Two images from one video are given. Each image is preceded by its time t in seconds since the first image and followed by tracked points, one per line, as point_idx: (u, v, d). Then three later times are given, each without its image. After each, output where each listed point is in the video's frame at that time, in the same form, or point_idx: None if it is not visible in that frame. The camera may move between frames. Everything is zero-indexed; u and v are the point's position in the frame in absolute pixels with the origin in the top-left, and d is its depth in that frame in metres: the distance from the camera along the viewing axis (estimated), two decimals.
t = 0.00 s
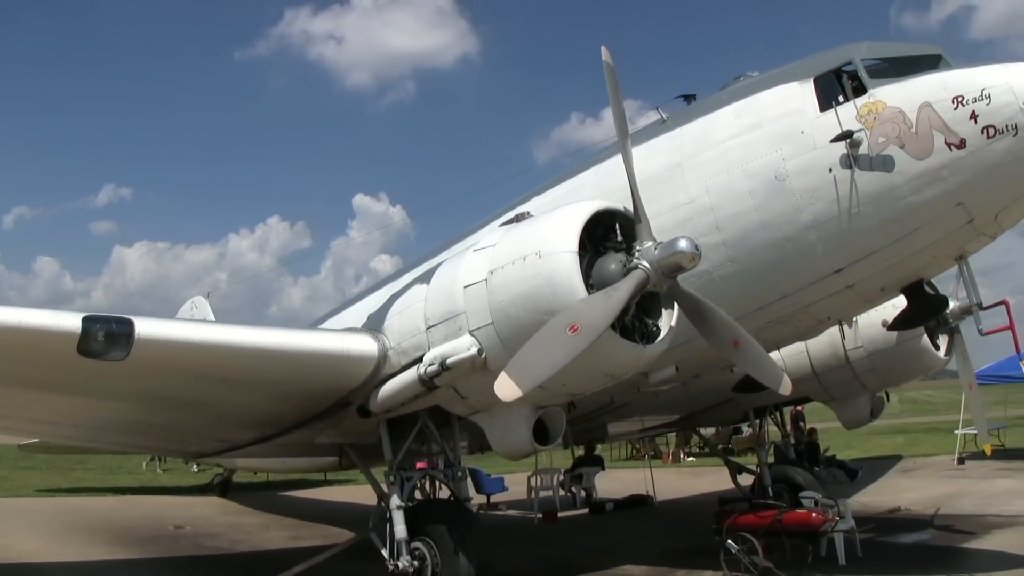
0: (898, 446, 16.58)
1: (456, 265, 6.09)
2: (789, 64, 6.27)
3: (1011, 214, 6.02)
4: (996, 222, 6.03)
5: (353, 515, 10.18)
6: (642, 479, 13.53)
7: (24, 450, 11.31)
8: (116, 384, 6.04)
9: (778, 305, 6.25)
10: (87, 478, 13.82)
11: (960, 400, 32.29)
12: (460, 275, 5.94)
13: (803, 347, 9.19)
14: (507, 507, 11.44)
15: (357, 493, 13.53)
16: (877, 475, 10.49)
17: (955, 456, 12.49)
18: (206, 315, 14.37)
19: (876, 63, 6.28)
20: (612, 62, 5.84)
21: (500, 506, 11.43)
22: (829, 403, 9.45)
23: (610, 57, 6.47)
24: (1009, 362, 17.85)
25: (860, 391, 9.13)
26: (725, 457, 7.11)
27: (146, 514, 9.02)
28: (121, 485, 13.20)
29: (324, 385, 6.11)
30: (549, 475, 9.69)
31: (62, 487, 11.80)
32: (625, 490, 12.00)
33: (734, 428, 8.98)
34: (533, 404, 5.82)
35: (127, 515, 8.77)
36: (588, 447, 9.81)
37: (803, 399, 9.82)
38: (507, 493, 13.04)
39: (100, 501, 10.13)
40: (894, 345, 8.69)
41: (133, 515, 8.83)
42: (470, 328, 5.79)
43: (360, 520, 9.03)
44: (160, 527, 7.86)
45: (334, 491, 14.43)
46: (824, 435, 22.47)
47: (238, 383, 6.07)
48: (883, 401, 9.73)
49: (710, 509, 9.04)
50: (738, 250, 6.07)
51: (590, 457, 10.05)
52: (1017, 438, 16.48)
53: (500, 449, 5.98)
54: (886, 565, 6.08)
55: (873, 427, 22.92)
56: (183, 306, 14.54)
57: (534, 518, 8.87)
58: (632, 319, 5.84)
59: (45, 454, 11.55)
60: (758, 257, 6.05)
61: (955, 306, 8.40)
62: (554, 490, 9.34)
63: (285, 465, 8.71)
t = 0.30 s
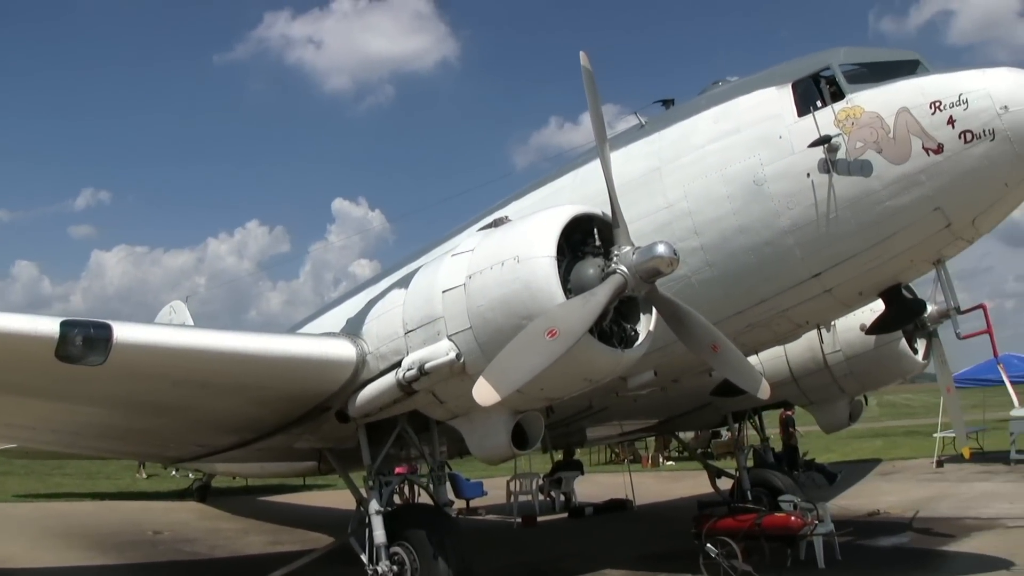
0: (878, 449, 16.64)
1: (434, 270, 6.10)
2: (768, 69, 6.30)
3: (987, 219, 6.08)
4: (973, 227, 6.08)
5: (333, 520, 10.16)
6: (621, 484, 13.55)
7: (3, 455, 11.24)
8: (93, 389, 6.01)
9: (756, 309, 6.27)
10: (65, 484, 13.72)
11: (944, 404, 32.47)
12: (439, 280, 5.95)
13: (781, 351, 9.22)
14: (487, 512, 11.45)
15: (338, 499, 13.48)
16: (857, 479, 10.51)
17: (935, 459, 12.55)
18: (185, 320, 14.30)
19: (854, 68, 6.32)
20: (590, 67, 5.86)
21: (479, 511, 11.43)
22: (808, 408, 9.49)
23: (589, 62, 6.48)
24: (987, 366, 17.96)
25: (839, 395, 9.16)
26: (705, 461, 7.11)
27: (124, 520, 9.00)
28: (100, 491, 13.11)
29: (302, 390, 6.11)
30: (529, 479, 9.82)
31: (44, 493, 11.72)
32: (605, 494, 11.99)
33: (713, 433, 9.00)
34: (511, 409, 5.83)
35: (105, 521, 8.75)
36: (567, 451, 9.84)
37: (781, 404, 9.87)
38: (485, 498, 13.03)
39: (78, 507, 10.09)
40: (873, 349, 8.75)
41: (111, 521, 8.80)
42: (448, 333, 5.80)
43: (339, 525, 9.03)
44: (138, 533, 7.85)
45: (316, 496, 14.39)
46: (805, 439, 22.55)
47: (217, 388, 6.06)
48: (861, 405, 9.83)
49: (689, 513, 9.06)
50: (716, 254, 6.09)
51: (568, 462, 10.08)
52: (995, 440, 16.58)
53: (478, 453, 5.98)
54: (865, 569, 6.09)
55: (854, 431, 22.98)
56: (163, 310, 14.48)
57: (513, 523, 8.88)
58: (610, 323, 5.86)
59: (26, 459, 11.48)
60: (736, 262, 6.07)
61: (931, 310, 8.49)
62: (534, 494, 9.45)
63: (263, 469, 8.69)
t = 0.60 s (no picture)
0: (858, 455, 16.70)
1: (416, 274, 6.10)
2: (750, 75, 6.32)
3: (968, 226, 6.11)
4: (954, 233, 6.11)
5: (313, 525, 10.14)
6: (602, 489, 13.57)
7: None
8: (74, 392, 5.99)
9: (738, 315, 6.28)
10: (45, 488, 13.64)
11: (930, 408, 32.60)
12: (420, 284, 5.95)
13: (762, 357, 9.24)
14: (468, 516, 11.47)
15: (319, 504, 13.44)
16: (839, 484, 10.55)
17: (915, 465, 12.61)
18: (166, 323, 14.24)
19: (837, 75, 6.35)
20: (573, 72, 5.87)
21: (460, 516, 11.44)
22: (790, 413, 9.52)
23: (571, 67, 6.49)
24: (967, 373, 18.08)
25: (820, 400, 9.19)
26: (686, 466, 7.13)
27: (104, 524, 8.97)
28: (80, 495, 13.02)
29: (283, 394, 6.10)
30: (509, 484, 9.86)
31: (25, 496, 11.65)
32: (585, 499, 11.99)
33: (694, 438, 9.02)
34: (492, 414, 5.83)
35: (85, 525, 8.72)
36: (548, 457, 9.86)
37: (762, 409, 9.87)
38: (468, 502, 13.03)
39: (58, 511, 10.04)
40: (854, 355, 8.79)
41: (91, 525, 8.77)
42: (430, 338, 5.80)
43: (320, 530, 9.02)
44: (119, 537, 7.84)
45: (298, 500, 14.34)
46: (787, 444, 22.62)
47: (198, 392, 6.04)
48: (842, 410, 9.87)
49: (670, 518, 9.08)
50: (697, 260, 6.10)
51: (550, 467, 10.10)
52: (976, 446, 16.67)
53: (459, 458, 5.99)
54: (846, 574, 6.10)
55: (836, 437, 23.05)
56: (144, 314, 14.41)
57: (494, 527, 8.89)
58: (592, 329, 5.87)
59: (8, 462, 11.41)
60: (718, 268, 6.09)
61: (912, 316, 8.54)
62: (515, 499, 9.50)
63: (244, 474, 8.69)
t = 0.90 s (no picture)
0: (836, 459, 16.79)
1: (393, 278, 6.10)
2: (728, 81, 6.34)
3: (944, 231, 6.15)
4: (930, 239, 6.15)
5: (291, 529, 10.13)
6: (579, 493, 13.60)
7: None
8: (49, 395, 5.96)
9: (714, 320, 6.30)
10: (23, 492, 13.57)
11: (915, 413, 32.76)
12: (397, 288, 5.95)
13: (739, 362, 9.26)
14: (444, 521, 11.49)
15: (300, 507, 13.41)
16: (816, 489, 10.59)
17: (892, 469, 12.68)
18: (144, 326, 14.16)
19: (815, 80, 6.37)
20: (551, 77, 5.89)
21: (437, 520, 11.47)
22: (767, 417, 9.55)
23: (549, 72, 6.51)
24: (944, 377, 18.19)
25: (797, 405, 9.21)
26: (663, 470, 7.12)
27: (81, 528, 8.95)
28: (58, 499, 12.95)
29: (260, 397, 6.10)
30: (486, 488, 9.87)
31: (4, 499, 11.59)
32: (563, 503, 12.02)
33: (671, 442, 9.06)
34: (468, 418, 5.84)
35: (61, 528, 8.70)
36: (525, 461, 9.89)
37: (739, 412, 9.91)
38: (445, 507, 13.05)
39: (35, 514, 10.00)
40: (830, 360, 8.79)
41: (67, 528, 8.75)
42: (406, 341, 5.80)
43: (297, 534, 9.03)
44: (95, 540, 7.83)
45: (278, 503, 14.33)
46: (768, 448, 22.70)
47: (174, 395, 6.03)
48: (819, 414, 9.93)
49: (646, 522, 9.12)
50: (674, 265, 6.12)
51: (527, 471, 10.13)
52: (953, 451, 16.78)
53: (436, 462, 5.99)
54: None
55: (817, 441, 23.15)
56: (121, 317, 14.33)
57: (471, 531, 8.90)
58: (568, 333, 5.88)
59: None
60: (695, 272, 6.11)
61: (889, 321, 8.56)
62: (491, 503, 9.51)
63: (219, 477, 8.67)
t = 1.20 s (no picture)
0: (807, 463, 16.90)
1: (364, 280, 6.11)
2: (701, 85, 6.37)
3: (915, 237, 6.19)
4: (901, 245, 6.19)
5: (262, 531, 10.12)
6: (548, 495, 13.63)
7: None
8: (16, 395, 5.92)
9: (685, 324, 6.33)
10: None
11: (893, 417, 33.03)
12: (368, 289, 5.96)
13: (710, 366, 9.30)
14: (414, 523, 11.53)
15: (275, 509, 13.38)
16: (788, 492, 10.66)
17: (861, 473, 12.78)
18: (115, 325, 14.04)
19: (787, 86, 6.41)
20: (523, 80, 5.91)
21: (407, 522, 11.51)
22: (737, 421, 9.58)
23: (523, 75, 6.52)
24: (914, 382, 18.31)
25: (768, 409, 9.26)
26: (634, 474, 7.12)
27: (50, 529, 8.89)
28: (24, 500, 12.83)
29: (230, 399, 6.09)
30: (456, 490, 9.95)
31: None
32: (533, 506, 12.07)
33: (642, 445, 9.13)
34: (438, 420, 5.86)
35: (29, 530, 8.64)
36: (496, 463, 9.93)
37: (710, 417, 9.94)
38: (415, 509, 13.08)
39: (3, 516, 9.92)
40: (800, 364, 8.87)
41: (35, 530, 8.69)
42: (377, 343, 5.80)
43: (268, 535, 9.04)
44: (63, 543, 7.80)
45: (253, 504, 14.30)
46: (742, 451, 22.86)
47: (143, 396, 6.00)
48: (788, 418, 10.01)
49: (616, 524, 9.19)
50: (645, 268, 6.15)
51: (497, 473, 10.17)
52: (923, 455, 16.93)
53: (406, 464, 6.00)
54: None
55: (791, 445, 23.28)
56: (92, 316, 14.22)
57: (441, 533, 8.95)
58: (539, 336, 5.89)
59: None
60: (666, 276, 6.14)
61: (858, 326, 8.65)
62: (462, 505, 9.58)
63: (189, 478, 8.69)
